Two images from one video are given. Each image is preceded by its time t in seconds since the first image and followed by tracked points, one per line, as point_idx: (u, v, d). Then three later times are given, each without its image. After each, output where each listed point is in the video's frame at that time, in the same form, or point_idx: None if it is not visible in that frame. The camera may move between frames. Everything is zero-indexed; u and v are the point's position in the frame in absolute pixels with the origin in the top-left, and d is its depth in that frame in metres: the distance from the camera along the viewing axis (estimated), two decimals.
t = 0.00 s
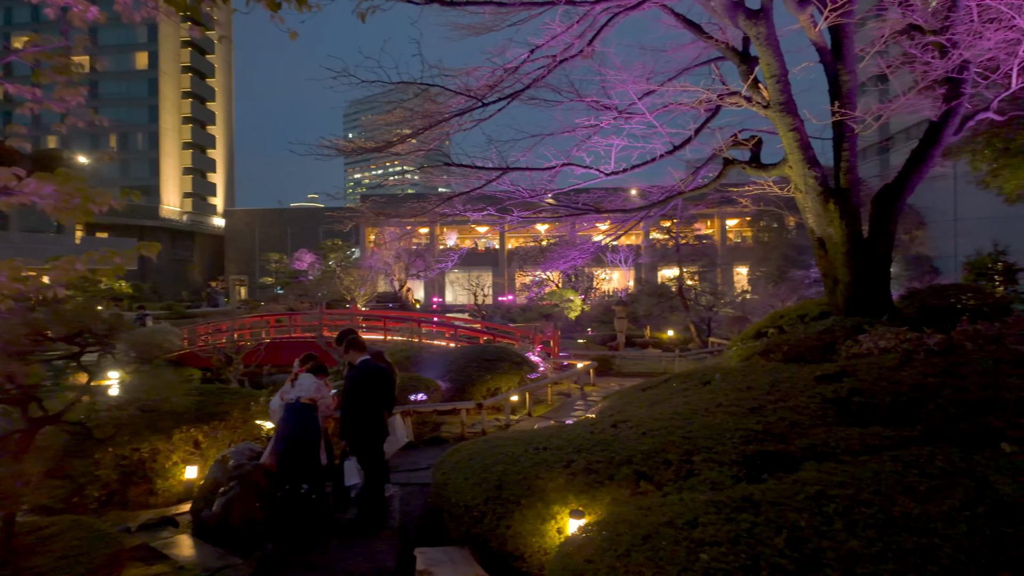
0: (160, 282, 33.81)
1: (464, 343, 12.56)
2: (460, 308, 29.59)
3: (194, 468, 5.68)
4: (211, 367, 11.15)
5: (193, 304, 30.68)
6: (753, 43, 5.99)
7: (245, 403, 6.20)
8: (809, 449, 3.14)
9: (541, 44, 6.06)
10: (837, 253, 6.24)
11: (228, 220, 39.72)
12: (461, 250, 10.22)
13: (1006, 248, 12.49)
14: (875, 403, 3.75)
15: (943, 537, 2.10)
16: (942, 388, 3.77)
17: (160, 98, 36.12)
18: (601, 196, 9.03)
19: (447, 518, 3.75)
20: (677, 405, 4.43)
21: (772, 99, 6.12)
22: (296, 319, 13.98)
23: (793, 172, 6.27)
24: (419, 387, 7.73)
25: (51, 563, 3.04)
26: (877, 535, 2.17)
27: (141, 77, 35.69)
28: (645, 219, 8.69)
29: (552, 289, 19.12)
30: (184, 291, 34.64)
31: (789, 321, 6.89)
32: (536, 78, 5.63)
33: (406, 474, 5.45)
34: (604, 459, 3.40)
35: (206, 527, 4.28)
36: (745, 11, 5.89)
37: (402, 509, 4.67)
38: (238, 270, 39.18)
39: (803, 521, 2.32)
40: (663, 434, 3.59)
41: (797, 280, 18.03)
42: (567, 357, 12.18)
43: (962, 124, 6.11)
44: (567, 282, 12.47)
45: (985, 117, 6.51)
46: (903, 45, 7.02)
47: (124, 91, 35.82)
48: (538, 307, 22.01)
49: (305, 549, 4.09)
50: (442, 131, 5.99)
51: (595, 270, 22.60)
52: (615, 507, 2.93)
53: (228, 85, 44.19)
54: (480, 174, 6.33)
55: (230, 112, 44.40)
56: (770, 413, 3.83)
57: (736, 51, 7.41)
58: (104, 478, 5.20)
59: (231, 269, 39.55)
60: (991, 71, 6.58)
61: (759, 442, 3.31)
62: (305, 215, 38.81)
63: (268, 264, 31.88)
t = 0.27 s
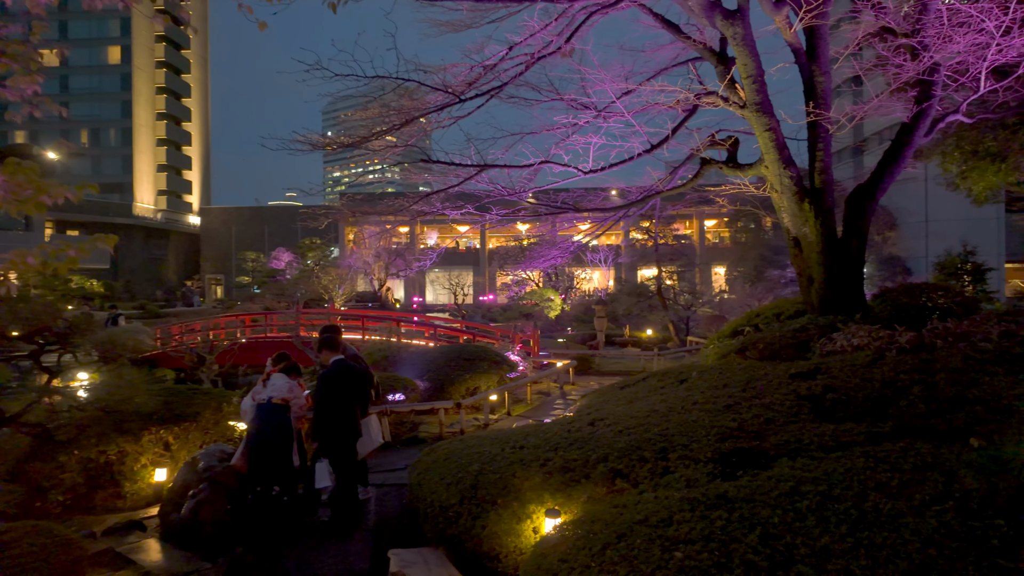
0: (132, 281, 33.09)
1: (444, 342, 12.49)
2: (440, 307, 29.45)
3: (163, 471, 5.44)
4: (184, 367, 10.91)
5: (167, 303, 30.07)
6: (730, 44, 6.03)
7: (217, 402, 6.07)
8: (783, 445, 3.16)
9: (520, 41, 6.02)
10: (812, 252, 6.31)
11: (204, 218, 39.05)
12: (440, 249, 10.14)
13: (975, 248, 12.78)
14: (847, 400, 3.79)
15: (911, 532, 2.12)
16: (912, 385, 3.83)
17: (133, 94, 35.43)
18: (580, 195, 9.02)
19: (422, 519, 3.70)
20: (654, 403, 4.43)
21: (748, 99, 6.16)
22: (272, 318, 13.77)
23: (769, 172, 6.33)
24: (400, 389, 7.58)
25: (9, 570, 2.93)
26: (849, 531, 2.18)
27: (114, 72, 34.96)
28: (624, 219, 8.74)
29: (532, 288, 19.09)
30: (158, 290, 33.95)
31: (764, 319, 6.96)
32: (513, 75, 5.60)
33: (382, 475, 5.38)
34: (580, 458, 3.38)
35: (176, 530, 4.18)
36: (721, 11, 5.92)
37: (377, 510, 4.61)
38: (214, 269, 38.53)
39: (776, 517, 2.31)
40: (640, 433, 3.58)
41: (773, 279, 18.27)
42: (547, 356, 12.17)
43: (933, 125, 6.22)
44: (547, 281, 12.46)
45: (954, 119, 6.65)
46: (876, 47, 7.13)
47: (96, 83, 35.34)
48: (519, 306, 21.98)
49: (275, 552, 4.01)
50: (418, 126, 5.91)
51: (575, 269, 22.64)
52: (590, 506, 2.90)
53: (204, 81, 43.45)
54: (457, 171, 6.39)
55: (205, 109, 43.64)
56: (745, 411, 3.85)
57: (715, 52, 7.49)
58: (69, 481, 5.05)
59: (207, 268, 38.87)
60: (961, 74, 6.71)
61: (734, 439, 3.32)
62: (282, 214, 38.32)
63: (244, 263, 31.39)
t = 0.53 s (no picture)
0: (110, 280, 32.44)
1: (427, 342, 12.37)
2: (424, 307, 29.26)
3: (137, 474, 5.35)
4: (161, 368, 10.65)
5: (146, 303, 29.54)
6: (715, 42, 6.00)
7: (192, 405, 5.93)
8: (768, 445, 3.12)
9: (504, 36, 5.94)
10: (796, 251, 6.31)
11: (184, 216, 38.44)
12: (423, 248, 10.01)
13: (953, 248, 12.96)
14: (832, 399, 3.77)
15: (901, 534, 2.07)
16: (897, 384, 3.82)
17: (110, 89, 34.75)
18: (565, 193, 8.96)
19: (403, 523, 3.62)
20: (639, 402, 4.38)
21: (733, 98, 6.14)
22: (253, 318, 13.53)
23: (754, 171, 6.32)
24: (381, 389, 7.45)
25: None
26: (838, 534, 2.13)
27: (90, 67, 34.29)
28: (609, 219, 8.71)
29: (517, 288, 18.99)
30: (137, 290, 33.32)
31: (748, 318, 6.96)
32: (497, 71, 5.52)
33: (363, 477, 5.28)
34: (564, 458, 3.30)
35: (147, 535, 4.07)
36: (706, 9, 5.89)
37: (357, 514, 4.51)
38: (194, 268, 37.92)
39: (764, 520, 2.26)
40: (624, 432, 3.52)
41: (756, 279, 18.37)
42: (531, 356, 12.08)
43: (914, 125, 6.25)
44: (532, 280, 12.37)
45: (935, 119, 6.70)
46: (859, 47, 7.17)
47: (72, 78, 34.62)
48: (504, 306, 21.89)
49: (251, 557, 3.91)
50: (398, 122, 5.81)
51: (560, 269, 22.61)
52: (575, 508, 2.84)
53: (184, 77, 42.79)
54: (438, 168, 6.38)
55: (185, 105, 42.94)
56: (731, 410, 3.80)
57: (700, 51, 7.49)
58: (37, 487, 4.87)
59: (187, 267, 38.27)
60: (941, 74, 6.77)
61: (720, 438, 3.27)
62: (265, 212, 37.85)
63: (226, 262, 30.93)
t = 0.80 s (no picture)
0: (88, 279, 31.79)
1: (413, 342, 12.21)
2: (410, 306, 29.05)
3: (107, 481, 5.14)
4: (138, 369, 10.37)
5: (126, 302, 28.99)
6: (705, 37, 5.92)
7: (167, 408, 5.73)
8: (764, 449, 3.03)
9: (491, 29, 5.82)
10: (785, 250, 6.25)
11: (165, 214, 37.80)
12: (408, 246, 9.84)
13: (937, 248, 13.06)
14: (826, 400, 3.69)
15: (910, 544, 1.98)
16: (891, 384, 3.75)
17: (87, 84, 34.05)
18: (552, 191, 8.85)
19: (387, 530, 3.49)
20: (629, 403, 4.27)
21: (722, 94, 6.06)
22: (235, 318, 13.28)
23: (743, 169, 6.26)
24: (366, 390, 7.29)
25: None
26: (843, 544, 2.03)
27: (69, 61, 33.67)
28: (597, 217, 8.61)
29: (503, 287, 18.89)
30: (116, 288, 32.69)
31: (737, 317, 6.90)
32: (483, 64, 5.38)
33: (345, 482, 5.12)
34: (554, 463, 3.18)
35: (117, 543, 3.90)
36: (696, 4, 5.80)
37: (339, 521, 4.36)
38: (175, 267, 37.29)
39: (765, 529, 2.16)
40: (615, 435, 3.41)
41: (742, 279, 18.41)
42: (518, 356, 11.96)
43: (903, 123, 6.23)
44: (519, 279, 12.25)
45: (923, 118, 6.68)
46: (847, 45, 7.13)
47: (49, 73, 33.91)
48: (490, 305, 21.77)
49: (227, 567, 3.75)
50: (381, 116, 5.68)
51: (546, 268, 22.53)
52: (566, 516, 2.72)
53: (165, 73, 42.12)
54: (421, 164, 6.29)
55: (166, 101, 42.23)
56: (723, 412, 3.70)
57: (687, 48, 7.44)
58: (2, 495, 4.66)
59: (167, 265, 37.63)
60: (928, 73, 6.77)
61: (714, 442, 3.17)
62: (247, 210, 37.35)
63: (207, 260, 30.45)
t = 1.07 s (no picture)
0: (68, 278, 31.19)
1: (400, 343, 12.03)
2: (397, 306, 28.84)
3: (81, 492, 4.89)
4: (117, 371, 10.08)
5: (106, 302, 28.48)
6: (700, 34, 5.81)
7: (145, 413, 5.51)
8: (769, 459, 2.91)
9: (482, 24, 5.66)
10: (780, 251, 6.16)
11: (147, 212, 37.21)
12: (395, 246, 9.66)
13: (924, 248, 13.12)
14: (829, 406, 3.58)
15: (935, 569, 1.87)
16: (894, 390, 3.66)
17: (68, 79, 33.39)
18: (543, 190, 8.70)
19: (375, 545, 3.35)
20: (625, 409, 4.14)
21: (717, 92, 5.96)
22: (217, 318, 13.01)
23: (738, 168, 6.17)
24: (352, 393, 7.09)
25: None
26: (863, 569, 1.92)
27: (49, 56, 33.03)
28: (588, 217, 8.49)
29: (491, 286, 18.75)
30: (97, 288, 32.10)
31: (730, 319, 6.82)
32: (474, 59, 5.22)
33: (330, 491, 4.95)
34: (550, 474, 3.04)
35: (91, 557, 3.74)
36: None
37: (324, 533, 4.19)
38: (157, 266, 36.70)
39: (779, 550, 2.05)
40: (614, 444, 3.28)
41: (731, 279, 18.40)
42: (508, 357, 11.80)
43: (899, 123, 6.16)
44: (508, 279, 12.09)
45: (917, 118, 6.64)
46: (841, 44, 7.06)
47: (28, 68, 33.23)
48: (478, 305, 21.63)
49: None
50: (368, 110, 5.54)
51: (535, 267, 22.42)
52: (565, 534, 2.58)
53: (147, 69, 41.45)
54: (408, 161, 6.20)
55: (148, 98, 41.54)
56: (723, 419, 3.58)
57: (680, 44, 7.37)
58: None
59: (150, 264, 37.05)
60: (923, 73, 6.72)
61: (717, 452, 3.05)
62: (232, 208, 36.86)
63: (191, 259, 30.00)
